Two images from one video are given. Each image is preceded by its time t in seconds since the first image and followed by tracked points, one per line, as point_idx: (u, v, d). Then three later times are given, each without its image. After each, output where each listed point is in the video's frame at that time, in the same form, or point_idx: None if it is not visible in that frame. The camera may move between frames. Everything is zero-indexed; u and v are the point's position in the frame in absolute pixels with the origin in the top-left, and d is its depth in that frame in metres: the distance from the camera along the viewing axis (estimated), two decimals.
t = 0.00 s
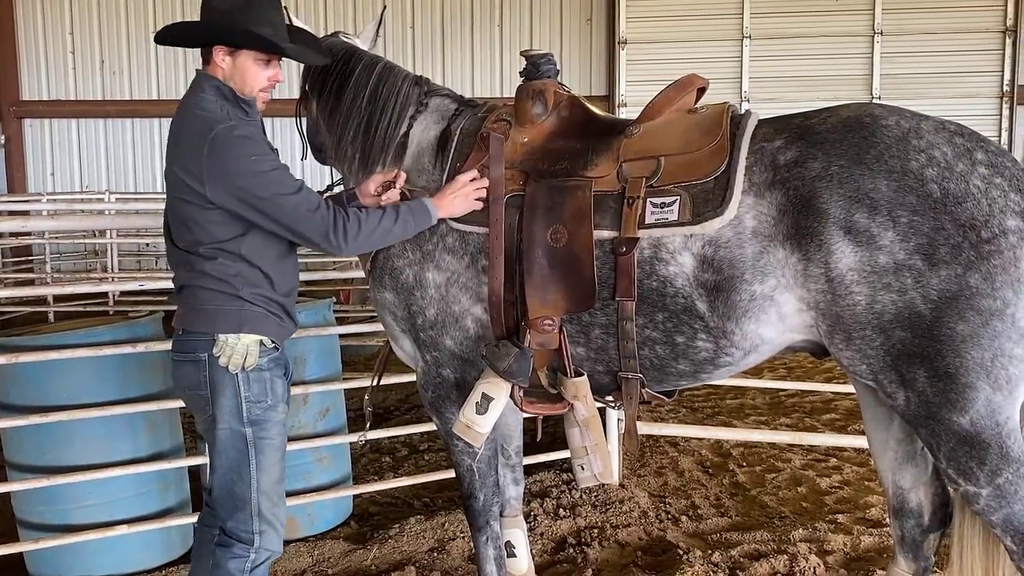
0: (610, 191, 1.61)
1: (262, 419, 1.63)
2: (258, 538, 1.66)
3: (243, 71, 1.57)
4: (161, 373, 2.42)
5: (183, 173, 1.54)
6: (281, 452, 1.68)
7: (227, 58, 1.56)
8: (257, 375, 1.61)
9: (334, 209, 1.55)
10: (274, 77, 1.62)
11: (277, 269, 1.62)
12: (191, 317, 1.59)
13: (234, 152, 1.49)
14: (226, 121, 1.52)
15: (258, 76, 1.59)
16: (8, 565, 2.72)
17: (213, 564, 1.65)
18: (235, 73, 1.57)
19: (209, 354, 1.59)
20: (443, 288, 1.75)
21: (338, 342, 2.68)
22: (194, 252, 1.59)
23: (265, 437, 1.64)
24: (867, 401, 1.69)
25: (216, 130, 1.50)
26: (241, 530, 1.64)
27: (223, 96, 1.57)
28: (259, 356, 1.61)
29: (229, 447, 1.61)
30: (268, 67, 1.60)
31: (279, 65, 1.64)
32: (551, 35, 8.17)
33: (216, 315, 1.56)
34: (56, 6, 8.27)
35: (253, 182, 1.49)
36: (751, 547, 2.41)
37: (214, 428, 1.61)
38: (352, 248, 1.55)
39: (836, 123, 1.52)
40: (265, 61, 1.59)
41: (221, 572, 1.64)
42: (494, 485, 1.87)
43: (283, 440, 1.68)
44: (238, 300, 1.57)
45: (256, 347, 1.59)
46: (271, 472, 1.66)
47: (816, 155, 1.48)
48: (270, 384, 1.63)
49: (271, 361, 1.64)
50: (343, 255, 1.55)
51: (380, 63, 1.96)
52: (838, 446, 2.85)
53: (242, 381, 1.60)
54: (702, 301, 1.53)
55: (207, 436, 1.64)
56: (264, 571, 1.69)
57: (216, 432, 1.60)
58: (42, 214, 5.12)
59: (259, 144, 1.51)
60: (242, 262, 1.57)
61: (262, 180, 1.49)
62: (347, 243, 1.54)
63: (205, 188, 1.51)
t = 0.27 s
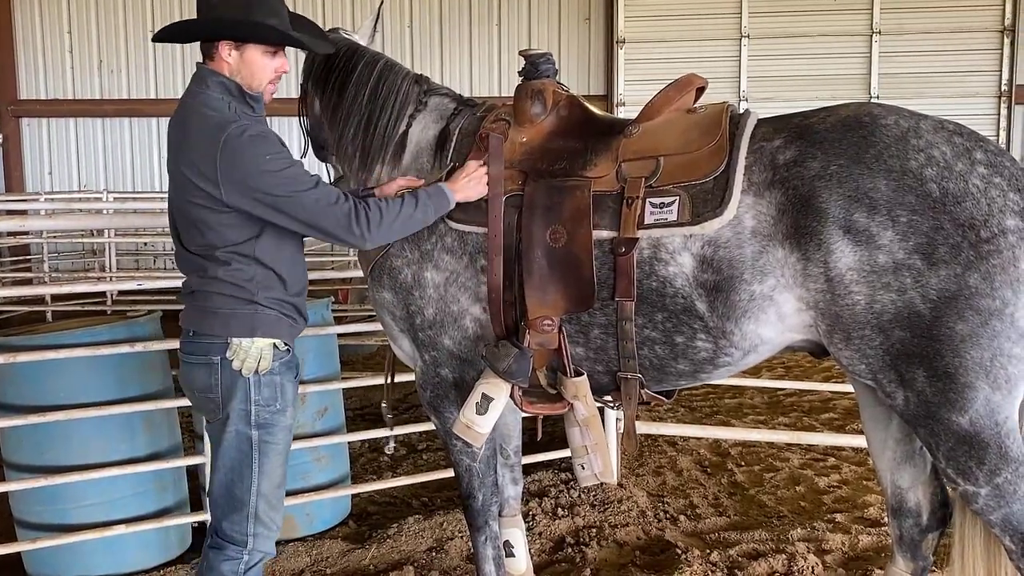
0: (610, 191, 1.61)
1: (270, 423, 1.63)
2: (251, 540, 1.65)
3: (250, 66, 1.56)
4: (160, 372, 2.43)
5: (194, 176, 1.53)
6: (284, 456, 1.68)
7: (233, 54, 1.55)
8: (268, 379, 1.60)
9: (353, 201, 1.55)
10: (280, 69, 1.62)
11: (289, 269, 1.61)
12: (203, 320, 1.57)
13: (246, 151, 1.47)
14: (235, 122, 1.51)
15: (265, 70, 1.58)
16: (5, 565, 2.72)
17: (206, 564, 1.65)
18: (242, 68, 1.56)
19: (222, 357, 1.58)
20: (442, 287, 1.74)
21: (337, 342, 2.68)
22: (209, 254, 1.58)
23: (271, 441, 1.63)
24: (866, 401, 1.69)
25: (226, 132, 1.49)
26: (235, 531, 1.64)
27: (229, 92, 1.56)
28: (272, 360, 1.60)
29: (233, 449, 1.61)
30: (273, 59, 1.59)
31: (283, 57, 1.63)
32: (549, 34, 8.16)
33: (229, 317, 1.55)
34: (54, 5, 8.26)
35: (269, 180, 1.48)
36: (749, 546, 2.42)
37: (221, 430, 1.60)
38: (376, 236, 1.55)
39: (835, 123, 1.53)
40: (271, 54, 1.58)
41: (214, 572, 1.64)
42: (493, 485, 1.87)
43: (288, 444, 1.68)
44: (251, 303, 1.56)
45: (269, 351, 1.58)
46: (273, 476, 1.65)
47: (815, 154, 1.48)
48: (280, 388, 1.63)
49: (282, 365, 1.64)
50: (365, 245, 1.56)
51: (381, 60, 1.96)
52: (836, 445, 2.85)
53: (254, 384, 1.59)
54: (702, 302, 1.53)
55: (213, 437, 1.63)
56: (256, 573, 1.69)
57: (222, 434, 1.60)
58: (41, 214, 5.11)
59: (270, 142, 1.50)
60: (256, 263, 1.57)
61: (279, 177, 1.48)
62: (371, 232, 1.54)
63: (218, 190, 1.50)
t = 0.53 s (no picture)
0: (609, 190, 1.61)
1: (278, 427, 1.61)
2: (255, 544, 1.64)
3: (240, 64, 1.56)
4: (156, 372, 2.42)
5: (195, 182, 1.52)
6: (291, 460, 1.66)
7: (223, 53, 1.54)
8: (276, 383, 1.59)
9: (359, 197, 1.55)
10: (270, 63, 1.61)
11: (296, 271, 1.61)
12: (211, 325, 1.58)
13: (249, 155, 1.47)
14: (234, 125, 1.50)
15: (255, 66, 1.58)
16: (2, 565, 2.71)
17: (209, 565, 1.65)
18: (233, 66, 1.56)
19: (231, 361, 1.58)
20: (442, 286, 1.75)
21: (335, 342, 2.68)
22: (212, 259, 1.57)
23: (278, 445, 1.61)
24: (865, 400, 1.70)
25: (226, 137, 1.48)
26: (238, 534, 1.63)
27: (223, 93, 1.57)
28: (281, 365, 1.59)
29: (240, 452, 1.60)
30: (263, 54, 1.58)
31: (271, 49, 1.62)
32: (548, 34, 8.16)
33: (236, 323, 1.55)
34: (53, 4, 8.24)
35: (274, 181, 1.48)
36: (748, 546, 2.42)
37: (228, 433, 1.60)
38: (385, 230, 1.56)
39: (835, 122, 1.53)
40: (260, 49, 1.57)
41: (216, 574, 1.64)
42: (492, 485, 1.87)
43: (296, 448, 1.66)
44: (259, 308, 1.56)
45: (277, 356, 1.57)
46: (278, 481, 1.64)
47: (815, 153, 1.49)
48: (287, 393, 1.61)
49: (291, 369, 1.62)
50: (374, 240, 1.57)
51: (384, 57, 1.96)
52: (835, 445, 2.85)
53: (262, 388, 1.58)
54: (701, 301, 1.54)
55: (220, 440, 1.63)
56: None
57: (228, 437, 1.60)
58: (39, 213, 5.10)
59: (271, 145, 1.49)
60: (263, 267, 1.57)
61: (284, 178, 1.48)
62: (380, 226, 1.55)
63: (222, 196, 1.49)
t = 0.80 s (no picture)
0: (609, 189, 1.62)
1: (279, 428, 1.61)
2: (255, 545, 1.64)
3: (233, 63, 1.55)
4: (152, 372, 2.41)
5: (196, 185, 1.50)
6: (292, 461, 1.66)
7: (216, 52, 1.54)
8: (279, 385, 1.60)
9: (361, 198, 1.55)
10: (264, 60, 1.60)
11: (297, 270, 1.61)
12: (212, 327, 1.57)
13: (251, 157, 1.46)
14: (234, 127, 1.49)
15: (249, 63, 1.57)
16: None
17: (209, 566, 1.65)
18: (227, 65, 1.55)
19: (233, 363, 1.57)
20: (443, 285, 1.75)
21: (334, 342, 2.68)
22: (213, 261, 1.57)
23: (280, 446, 1.62)
24: (865, 400, 1.70)
25: (228, 139, 1.47)
26: (238, 535, 1.63)
27: (218, 94, 1.55)
28: (284, 366, 1.59)
29: (242, 453, 1.60)
30: (255, 51, 1.58)
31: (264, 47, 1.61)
32: (547, 34, 8.16)
33: (240, 324, 1.55)
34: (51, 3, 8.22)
35: (276, 183, 1.47)
36: (746, 546, 2.42)
37: (230, 434, 1.60)
38: (387, 231, 1.56)
39: (834, 121, 1.54)
40: (252, 46, 1.56)
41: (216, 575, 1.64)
42: (492, 484, 1.87)
43: (297, 450, 1.66)
44: (261, 309, 1.56)
45: (281, 358, 1.57)
46: (279, 482, 1.64)
47: (813, 152, 1.50)
48: (290, 394, 1.62)
49: (293, 370, 1.63)
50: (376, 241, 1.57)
51: (384, 55, 1.96)
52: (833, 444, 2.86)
53: (265, 390, 1.58)
54: (700, 300, 1.55)
55: (222, 442, 1.62)
56: None
57: (231, 438, 1.59)
58: (38, 213, 5.08)
59: (272, 146, 1.49)
60: (265, 268, 1.56)
61: (287, 180, 1.48)
62: (381, 228, 1.55)
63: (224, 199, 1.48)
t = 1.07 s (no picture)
0: (609, 188, 1.64)
1: (276, 427, 1.60)
2: (252, 544, 1.63)
3: (236, 61, 1.52)
4: (151, 372, 2.39)
5: (196, 182, 1.49)
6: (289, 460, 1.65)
7: (218, 50, 1.51)
8: (276, 383, 1.58)
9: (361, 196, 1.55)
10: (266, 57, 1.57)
11: (296, 268, 1.60)
12: (209, 325, 1.55)
13: (254, 155, 1.45)
14: (236, 125, 1.48)
15: (251, 60, 1.54)
16: None
17: (206, 565, 1.64)
18: (230, 63, 1.52)
19: (230, 361, 1.56)
20: (444, 283, 1.75)
21: (332, 341, 2.66)
22: (213, 259, 1.55)
23: (277, 445, 1.60)
24: (866, 400, 1.72)
25: (229, 137, 1.46)
26: (235, 534, 1.62)
27: (220, 91, 1.53)
28: (281, 364, 1.57)
29: (238, 452, 1.58)
30: (258, 48, 1.55)
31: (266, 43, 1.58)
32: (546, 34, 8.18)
33: (238, 322, 1.53)
34: None
35: (279, 181, 1.46)
36: (745, 545, 2.43)
37: (226, 433, 1.58)
38: (386, 229, 1.56)
39: (834, 120, 1.56)
40: (255, 43, 1.53)
41: (213, 574, 1.63)
42: (491, 483, 1.87)
43: (294, 448, 1.65)
44: (258, 308, 1.54)
45: (277, 356, 1.56)
46: (276, 481, 1.62)
47: (813, 152, 1.52)
48: (287, 392, 1.60)
49: (290, 369, 1.61)
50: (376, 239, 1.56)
51: (390, 51, 1.95)
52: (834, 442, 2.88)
53: (261, 388, 1.57)
54: (699, 299, 1.58)
55: (218, 440, 1.61)
56: None
57: (227, 437, 1.58)
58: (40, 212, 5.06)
59: (274, 144, 1.48)
60: (265, 266, 1.54)
61: (289, 178, 1.47)
62: (382, 226, 1.55)
63: (226, 196, 1.47)
